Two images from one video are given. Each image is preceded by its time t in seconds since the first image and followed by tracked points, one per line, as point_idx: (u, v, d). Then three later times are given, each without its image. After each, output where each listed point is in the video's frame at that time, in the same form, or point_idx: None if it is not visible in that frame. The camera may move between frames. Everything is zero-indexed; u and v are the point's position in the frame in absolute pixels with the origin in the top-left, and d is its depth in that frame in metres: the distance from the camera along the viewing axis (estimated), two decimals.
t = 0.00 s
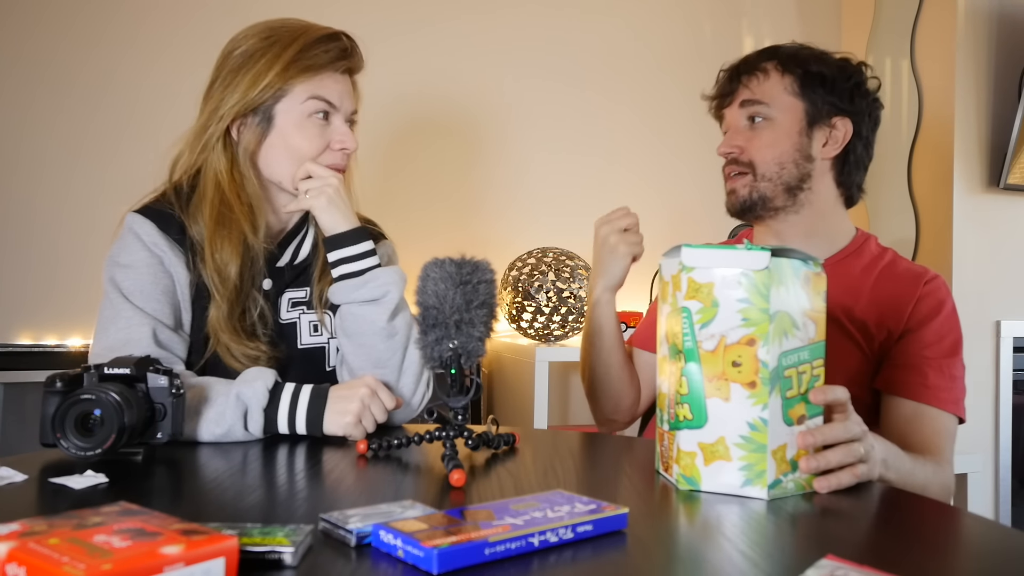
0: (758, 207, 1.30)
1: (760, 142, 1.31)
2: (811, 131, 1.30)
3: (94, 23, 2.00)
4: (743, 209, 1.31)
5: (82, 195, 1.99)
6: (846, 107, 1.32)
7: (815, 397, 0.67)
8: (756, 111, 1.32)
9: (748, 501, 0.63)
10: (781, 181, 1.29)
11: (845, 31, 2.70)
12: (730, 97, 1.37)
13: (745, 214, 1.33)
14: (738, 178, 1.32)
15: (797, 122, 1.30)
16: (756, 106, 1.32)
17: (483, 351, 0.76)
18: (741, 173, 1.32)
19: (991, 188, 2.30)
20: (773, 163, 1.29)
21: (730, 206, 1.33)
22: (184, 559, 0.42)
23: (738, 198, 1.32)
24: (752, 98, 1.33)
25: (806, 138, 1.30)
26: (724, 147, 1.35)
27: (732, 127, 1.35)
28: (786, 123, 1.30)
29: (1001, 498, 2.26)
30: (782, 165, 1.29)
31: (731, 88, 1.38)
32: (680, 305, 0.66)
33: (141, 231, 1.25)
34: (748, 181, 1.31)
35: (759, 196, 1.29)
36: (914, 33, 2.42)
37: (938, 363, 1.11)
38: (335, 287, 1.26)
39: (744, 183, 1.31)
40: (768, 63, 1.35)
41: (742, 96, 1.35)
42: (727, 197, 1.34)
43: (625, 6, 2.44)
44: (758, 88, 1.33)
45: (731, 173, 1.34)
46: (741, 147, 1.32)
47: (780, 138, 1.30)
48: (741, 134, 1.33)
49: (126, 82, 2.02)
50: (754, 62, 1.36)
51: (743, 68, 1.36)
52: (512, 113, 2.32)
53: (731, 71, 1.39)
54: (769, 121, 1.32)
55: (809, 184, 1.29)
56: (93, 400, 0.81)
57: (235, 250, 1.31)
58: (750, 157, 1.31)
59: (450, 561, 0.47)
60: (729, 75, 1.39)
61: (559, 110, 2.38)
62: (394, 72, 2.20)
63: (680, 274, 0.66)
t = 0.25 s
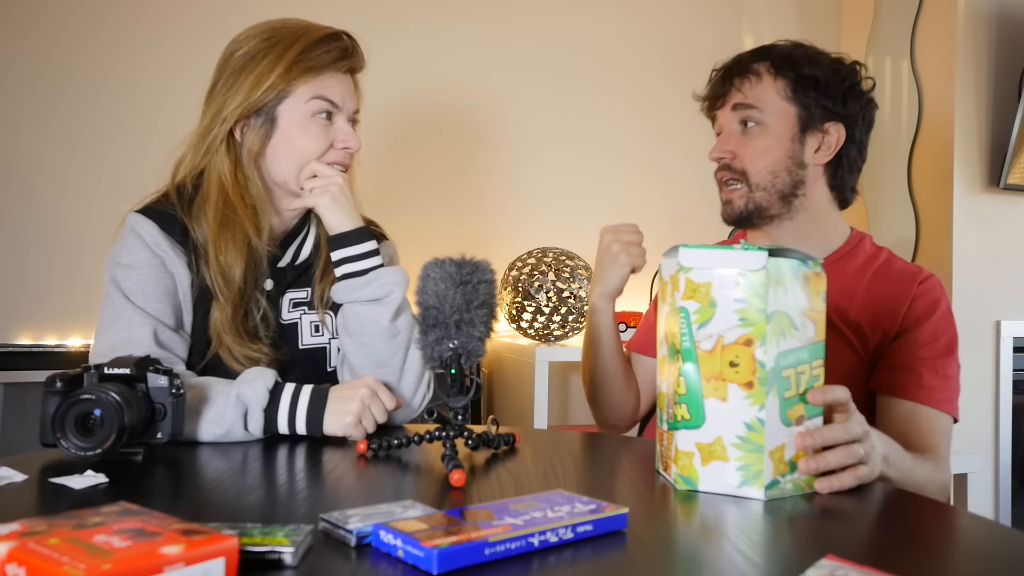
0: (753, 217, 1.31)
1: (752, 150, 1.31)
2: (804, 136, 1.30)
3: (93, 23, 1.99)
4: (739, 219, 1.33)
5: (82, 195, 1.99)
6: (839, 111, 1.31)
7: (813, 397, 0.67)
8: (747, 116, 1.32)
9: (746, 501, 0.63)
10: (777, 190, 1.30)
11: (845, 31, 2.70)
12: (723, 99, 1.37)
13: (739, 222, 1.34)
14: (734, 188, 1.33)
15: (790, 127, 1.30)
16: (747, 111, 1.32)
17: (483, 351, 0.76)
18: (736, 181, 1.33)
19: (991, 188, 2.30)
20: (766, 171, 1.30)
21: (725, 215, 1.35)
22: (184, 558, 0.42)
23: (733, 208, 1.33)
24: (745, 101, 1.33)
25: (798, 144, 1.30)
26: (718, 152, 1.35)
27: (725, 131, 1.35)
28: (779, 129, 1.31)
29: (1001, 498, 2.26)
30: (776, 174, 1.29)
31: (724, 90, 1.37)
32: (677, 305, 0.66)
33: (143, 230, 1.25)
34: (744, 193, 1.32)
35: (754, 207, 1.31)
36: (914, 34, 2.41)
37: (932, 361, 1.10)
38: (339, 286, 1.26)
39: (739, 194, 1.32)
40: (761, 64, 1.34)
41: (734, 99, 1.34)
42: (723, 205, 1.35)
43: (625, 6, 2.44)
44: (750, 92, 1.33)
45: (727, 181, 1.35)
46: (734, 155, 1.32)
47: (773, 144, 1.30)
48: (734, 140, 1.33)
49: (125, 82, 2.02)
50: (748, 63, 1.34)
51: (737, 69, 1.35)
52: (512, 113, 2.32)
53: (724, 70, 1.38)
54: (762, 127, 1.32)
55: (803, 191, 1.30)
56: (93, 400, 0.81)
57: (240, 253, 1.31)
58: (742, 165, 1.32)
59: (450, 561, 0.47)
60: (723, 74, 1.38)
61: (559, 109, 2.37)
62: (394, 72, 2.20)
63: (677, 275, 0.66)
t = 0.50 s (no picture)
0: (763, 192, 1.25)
1: (789, 130, 1.25)
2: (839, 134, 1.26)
3: (94, 23, 1.99)
4: (749, 188, 1.26)
5: (82, 195, 1.99)
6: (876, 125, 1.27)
7: (812, 402, 0.66)
8: (794, 96, 1.27)
9: (738, 511, 0.63)
10: (799, 173, 1.24)
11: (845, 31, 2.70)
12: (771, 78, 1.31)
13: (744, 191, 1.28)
14: (753, 156, 1.27)
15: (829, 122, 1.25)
16: (796, 92, 1.27)
17: (483, 351, 0.76)
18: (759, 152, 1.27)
19: (991, 188, 2.30)
20: (795, 151, 1.24)
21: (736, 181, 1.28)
22: (185, 558, 0.42)
23: (747, 176, 1.26)
24: (797, 81, 1.28)
25: (832, 140, 1.25)
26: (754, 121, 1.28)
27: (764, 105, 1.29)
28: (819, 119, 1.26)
29: (1001, 498, 2.26)
30: (804, 157, 1.24)
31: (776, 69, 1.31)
32: (668, 306, 0.66)
33: (142, 229, 1.25)
34: (762, 162, 1.25)
35: (770, 180, 1.24)
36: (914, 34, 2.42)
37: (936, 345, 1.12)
38: (340, 286, 1.26)
39: (759, 163, 1.26)
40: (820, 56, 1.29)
41: (787, 77, 1.29)
42: (738, 172, 1.28)
43: (625, 6, 2.44)
44: (805, 75, 1.28)
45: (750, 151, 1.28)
46: (769, 127, 1.26)
47: (810, 130, 1.25)
48: (774, 115, 1.27)
49: (126, 83, 2.02)
50: (807, 53, 1.30)
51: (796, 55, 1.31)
52: (512, 113, 2.32)
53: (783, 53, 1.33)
54: (803, 112, 1.26)
55: (822, 183, 1.25)
56: (94, 400, 0.81)
57: (240, 258, 1.31)
58: (774, 139, 1.25)
59: (450, 561, 0.47)
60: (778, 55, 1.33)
61: (559, 110, 2.37)
62: (394, 72, 2.20)
63: (668, 275, 0.66)
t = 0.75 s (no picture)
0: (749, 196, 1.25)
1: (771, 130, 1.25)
2: (821, 132, 1.25)
3: (95, 24, 2.00)
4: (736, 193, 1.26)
5: (82, 195, 1.99)
6: (860, 119, 1.27)
7: (812, 401, 0.66)
8: (774, 97, 1.26)
9: (738, 511, 0.63)
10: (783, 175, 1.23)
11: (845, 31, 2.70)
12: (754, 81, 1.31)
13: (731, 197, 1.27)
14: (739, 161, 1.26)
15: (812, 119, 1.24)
16: (775, 92, 1.26)
17: (483, 352, 0.77)
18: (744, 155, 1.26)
19: (991, 188, 2.30)
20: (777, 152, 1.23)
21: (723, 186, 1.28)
22: (184, 558, 0.42)
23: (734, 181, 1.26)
24: (775, 83, 1.27)
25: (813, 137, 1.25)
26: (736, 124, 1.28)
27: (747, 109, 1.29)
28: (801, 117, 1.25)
29: (1001, 498, 2.26)
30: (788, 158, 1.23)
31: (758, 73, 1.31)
32: (668, 306, 0.66)
33: (142, 229, 1.25)
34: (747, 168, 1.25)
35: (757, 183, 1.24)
36: (913, 34, 2.42)
37: (936, 339, 1.11)
38: (341, 286, 1.26)
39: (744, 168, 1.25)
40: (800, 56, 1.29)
41: (767, 79, 1.29)
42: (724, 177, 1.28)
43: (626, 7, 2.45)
44: (784, 76, 1.28)
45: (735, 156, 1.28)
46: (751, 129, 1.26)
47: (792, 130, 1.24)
48: (756, 117, 1.26)
49: (126, 82, 2.02)
50: (788, 55, 1.30)
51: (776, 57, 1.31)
52: (512, 113, 2.32)
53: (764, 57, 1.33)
54: (784, 110, 1.26)
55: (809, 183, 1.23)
56: (94, 400, 0.81)
57: (239, 261, 1.31)
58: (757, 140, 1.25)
59: (450, 561, 0.47)
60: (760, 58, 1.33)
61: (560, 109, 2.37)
62: (394, 72, 2.20)
63: (668, 275, 0.66)
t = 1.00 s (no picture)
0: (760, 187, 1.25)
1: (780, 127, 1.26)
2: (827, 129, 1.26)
3: (95, 24, 2.00)
4: (744, 184, 1.26)
5: (82, 195, 1.99)
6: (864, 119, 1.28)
7: (812, 402, 0.66)
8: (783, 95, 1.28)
9: (738, 511, 0.63)
10: (792, 168, 1.24)
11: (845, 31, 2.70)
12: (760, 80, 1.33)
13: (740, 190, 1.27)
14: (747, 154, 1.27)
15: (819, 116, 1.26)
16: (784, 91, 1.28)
17: (484, 351, 0.76)
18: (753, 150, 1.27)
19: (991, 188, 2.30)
20: (786, 146, 1.24)
21: (731, 178, 1.28)
22: (184, 558, 0.42)
23: (742, 172, 1.26)
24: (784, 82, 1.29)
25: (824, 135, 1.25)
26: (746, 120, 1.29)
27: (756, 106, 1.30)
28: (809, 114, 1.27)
29: (1001, 498, 2.26)
30: (796, 152, 1.24)
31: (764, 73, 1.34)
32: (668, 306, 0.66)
33: (141, 229, 1.25)
34: (756, 158, 1.25)
35: (765, 175, 1.24)
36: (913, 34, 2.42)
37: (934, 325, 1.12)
38: (340, 286, 1.26)
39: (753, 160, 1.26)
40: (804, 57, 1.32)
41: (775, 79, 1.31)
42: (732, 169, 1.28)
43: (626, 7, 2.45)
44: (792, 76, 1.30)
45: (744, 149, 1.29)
46: (761, 124, 1.27)
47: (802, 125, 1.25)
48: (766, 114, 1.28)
49: (125, 82, 2.02)
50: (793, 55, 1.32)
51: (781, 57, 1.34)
52: (512, 113, 2.32)
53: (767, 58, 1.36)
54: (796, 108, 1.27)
55: (814, 177, 1.25)
56: (94, 401, 0.81)
57: (238, 262, 1.31)
58: (767, 136, 1.26)
59: (450, 561, 0.47)
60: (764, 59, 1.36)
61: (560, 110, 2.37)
62: (394, 72, 2.20)
63: (668, 275, 0.66)
